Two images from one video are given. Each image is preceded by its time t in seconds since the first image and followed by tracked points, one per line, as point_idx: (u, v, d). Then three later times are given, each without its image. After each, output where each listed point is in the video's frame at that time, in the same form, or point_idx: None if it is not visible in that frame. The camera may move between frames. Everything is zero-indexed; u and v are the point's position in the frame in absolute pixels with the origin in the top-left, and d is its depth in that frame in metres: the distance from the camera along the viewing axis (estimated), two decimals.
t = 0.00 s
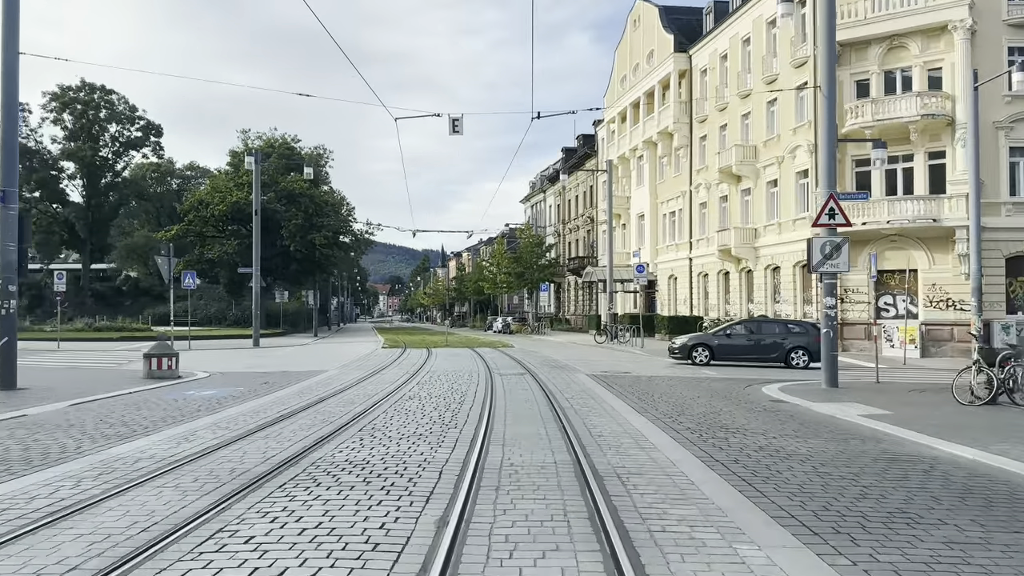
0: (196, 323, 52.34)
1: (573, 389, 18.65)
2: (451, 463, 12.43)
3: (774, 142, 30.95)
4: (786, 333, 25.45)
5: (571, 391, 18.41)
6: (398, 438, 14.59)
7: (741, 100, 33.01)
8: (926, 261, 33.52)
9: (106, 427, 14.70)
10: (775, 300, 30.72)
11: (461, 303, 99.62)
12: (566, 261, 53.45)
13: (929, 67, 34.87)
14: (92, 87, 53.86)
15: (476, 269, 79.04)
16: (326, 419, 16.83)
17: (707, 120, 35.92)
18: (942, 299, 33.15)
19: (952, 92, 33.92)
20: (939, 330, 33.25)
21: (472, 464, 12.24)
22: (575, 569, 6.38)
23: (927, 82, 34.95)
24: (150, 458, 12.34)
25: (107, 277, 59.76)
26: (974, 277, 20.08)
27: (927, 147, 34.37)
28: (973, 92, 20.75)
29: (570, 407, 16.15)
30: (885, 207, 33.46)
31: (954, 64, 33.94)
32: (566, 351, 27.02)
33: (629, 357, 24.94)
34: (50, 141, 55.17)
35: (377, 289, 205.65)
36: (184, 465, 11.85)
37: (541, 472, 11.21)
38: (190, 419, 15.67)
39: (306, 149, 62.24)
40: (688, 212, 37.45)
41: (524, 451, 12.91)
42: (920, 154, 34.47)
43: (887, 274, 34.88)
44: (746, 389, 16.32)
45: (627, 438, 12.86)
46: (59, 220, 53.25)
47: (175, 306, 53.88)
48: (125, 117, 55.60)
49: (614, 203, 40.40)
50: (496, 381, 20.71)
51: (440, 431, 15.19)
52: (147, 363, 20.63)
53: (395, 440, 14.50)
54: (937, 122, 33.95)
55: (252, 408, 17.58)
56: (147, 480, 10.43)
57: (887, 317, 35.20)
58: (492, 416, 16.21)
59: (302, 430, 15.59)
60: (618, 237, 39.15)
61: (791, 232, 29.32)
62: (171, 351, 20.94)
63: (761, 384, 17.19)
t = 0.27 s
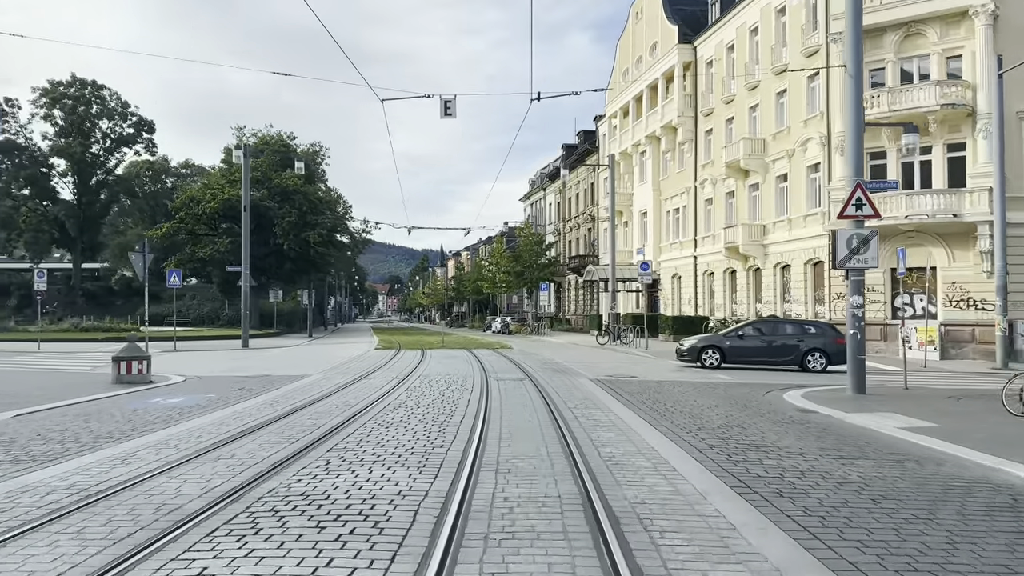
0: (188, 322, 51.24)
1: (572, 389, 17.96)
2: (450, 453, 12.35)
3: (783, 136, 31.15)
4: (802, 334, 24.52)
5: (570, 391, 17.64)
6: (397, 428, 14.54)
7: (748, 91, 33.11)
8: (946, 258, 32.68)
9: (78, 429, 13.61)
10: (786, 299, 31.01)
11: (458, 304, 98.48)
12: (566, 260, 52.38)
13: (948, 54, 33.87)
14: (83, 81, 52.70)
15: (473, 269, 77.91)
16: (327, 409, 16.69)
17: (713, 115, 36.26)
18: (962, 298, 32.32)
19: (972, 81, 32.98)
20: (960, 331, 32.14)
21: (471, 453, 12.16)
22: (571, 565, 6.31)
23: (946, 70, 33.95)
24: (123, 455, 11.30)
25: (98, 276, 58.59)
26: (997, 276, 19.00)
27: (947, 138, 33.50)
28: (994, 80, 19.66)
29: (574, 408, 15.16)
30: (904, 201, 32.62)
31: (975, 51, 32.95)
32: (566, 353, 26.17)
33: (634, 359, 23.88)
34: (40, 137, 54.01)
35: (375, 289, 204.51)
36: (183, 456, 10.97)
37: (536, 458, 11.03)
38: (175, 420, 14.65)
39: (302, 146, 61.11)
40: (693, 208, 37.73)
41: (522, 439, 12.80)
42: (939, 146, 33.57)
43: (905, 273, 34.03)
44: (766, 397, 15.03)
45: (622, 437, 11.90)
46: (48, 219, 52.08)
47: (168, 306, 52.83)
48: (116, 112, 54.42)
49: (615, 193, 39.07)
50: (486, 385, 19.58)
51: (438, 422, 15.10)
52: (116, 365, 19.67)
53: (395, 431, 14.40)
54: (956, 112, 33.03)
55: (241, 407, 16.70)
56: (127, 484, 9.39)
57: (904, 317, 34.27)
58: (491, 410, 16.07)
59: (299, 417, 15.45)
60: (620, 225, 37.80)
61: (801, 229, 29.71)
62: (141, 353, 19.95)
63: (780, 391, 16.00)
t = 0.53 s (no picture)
0: (181, 323, 50.21)
1: (574, 395, 16.82)
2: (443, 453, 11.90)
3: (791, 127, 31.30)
4: (820, 337, 23.75)
5: (574, 397, 16.48)
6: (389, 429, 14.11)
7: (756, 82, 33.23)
8: (968, 255, 31.98)
9: (39, 436, 12.54)
10: (796, 298, 30.85)
11: (457, 303, 97.32)
12: (567, 258, 51.33)
13: (968, 40, 32.85)
14: (73, 77, 51.71)
15: (472, 268, 76.76)
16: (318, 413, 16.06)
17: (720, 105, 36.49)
18: (986, 297, 31.62)
19: (995, 69, 32.05)
20: (983, 332, 31.56)
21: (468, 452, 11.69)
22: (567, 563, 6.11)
23: (967, 56, 32.94)
24: (73, 470, 10.06)
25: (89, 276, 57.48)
26: None
27: (968, 129, 32.67)
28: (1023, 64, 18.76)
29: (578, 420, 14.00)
30: (924, 195, 31.85)
31: (998, 36, 32.01)
32: (569, 355, 25.01)
33: (642, 364, 22.56)
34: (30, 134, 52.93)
35: (374, 289, 203.30)
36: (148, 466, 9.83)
37: (532, 463, 10.50)
38: (146, 427, 13.41)
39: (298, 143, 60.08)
40: (698, 203, 38.05)
41: (520, 441, 12.29)
42: (959, 139, 32.69)
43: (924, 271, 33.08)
44: (790, 406, 13.96)
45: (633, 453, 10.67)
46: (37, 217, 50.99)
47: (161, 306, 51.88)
48: (108, 109, 53.39)
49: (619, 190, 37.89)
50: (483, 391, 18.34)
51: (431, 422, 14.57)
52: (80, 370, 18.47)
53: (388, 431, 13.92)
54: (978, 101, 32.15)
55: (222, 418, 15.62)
56: (77, 502, 8.18)
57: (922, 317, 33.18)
58: (488, 413, 15.40)
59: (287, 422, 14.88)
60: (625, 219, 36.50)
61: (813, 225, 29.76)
62: (106, 358, 18.75)
63: (806, 399, 14.88)
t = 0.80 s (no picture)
0: (173, 323, 49.24)
1: (576, 403, 15.66)
2: (432, 475, 10.94)
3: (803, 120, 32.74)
4: (841, 338, 22.99)
5: (576, 407, 15.31)
6: (376, 442, 13.15)
7: (766, 73, 34.79)
8: (994, 252, 31.17)
9: None
10: (808, 297, 32.32)
11: (457, 303, 96.20)
12: (567, 257, 50.27)
13: (992, 26, 31.99)
14: (64, 72, 50.71)
15: (471, 268, 75.60)
16: (304, 421, 15.08)
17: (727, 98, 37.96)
18: (1010, 295, 30.83)
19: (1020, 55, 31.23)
20: (1007, 333, 30.81)
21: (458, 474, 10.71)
22: None
23: (990, 43, 32.08)
24: (3, 498, 8.81)
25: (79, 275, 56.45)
26: None
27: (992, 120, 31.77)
28: None
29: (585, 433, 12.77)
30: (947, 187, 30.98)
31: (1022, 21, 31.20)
32: (572, 356, 23.89)
33: (649, 367, 21.42)
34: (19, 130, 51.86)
35: (373, 288, 202.34)
36: (107, 488, 8.74)
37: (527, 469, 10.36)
38: (108, 439, 12.20)
39: (294, 140, 59.07)
40: (704, 199, 39.52)
41: (516, 459, 11.30)
42: (983, 130, 31.82)
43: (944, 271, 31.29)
44: (818, 416, 13.00)
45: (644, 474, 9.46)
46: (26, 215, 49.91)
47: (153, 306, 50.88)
48: (98, 105, 52.37)
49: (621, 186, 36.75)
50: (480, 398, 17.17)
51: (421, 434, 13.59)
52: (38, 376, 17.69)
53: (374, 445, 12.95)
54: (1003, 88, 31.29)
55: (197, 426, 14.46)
56: (23, 534, 7.17)
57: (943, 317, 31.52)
58: (482, 424, 14.34)
59: (268, 432, 13.88)
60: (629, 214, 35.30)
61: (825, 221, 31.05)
62: (67, 362, 18.02)
63: (834, 409, 13.79)
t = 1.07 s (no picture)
0: (165, 323, 48.21)
1: (577, 415, 14.46)
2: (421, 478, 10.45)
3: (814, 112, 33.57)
4: (866, 341, 22.18)
5: (578, 419, 14.11)
6: (357, 460, 12.01)
7: (776, 62, 35.66)
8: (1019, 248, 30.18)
9: None
10: (822, 296, 33.15)
11: (456, 303, 95.15)
12: (568, 255, 49.17)
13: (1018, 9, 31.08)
14: (54, 66, 49.60)
15: (470, 268, 74.48)
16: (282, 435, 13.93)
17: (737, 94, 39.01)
18: None
19: None
20: None
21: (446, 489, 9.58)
22: None
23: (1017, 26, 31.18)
24: None
25: (70, 274, 55.41)
26: None
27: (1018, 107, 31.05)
28: None
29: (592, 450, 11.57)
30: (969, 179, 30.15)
31: None
32: (575, 359, 22.72)
33: (657, 371, 20.20)
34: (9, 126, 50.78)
35: (372, 288, 201.38)
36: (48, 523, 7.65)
37: (520, 481, 9.84)
38: (66, 455, 11.09)
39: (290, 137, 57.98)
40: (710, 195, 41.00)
41: (511, 475, 10.19)
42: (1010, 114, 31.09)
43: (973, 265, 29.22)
44: (851, 429, 11.94)
45: (660, 504, 8.24)
46: (15, 212, 48.80)
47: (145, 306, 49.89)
48: (89, 100, 51.32)
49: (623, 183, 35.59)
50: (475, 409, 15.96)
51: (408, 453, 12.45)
52: None
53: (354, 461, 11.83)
54: None
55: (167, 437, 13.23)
56: None
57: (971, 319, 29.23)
58: (474, 439, 13.18)
59: (240, 446, 12.74)
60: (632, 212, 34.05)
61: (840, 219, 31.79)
62: (20, 367, 16.98)
63: (870, 421, 12.70)
